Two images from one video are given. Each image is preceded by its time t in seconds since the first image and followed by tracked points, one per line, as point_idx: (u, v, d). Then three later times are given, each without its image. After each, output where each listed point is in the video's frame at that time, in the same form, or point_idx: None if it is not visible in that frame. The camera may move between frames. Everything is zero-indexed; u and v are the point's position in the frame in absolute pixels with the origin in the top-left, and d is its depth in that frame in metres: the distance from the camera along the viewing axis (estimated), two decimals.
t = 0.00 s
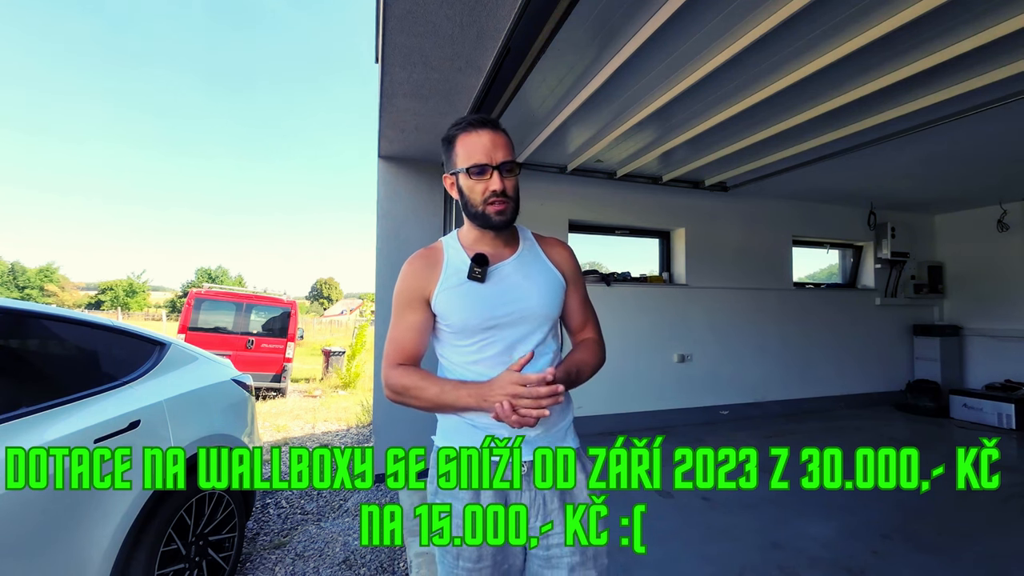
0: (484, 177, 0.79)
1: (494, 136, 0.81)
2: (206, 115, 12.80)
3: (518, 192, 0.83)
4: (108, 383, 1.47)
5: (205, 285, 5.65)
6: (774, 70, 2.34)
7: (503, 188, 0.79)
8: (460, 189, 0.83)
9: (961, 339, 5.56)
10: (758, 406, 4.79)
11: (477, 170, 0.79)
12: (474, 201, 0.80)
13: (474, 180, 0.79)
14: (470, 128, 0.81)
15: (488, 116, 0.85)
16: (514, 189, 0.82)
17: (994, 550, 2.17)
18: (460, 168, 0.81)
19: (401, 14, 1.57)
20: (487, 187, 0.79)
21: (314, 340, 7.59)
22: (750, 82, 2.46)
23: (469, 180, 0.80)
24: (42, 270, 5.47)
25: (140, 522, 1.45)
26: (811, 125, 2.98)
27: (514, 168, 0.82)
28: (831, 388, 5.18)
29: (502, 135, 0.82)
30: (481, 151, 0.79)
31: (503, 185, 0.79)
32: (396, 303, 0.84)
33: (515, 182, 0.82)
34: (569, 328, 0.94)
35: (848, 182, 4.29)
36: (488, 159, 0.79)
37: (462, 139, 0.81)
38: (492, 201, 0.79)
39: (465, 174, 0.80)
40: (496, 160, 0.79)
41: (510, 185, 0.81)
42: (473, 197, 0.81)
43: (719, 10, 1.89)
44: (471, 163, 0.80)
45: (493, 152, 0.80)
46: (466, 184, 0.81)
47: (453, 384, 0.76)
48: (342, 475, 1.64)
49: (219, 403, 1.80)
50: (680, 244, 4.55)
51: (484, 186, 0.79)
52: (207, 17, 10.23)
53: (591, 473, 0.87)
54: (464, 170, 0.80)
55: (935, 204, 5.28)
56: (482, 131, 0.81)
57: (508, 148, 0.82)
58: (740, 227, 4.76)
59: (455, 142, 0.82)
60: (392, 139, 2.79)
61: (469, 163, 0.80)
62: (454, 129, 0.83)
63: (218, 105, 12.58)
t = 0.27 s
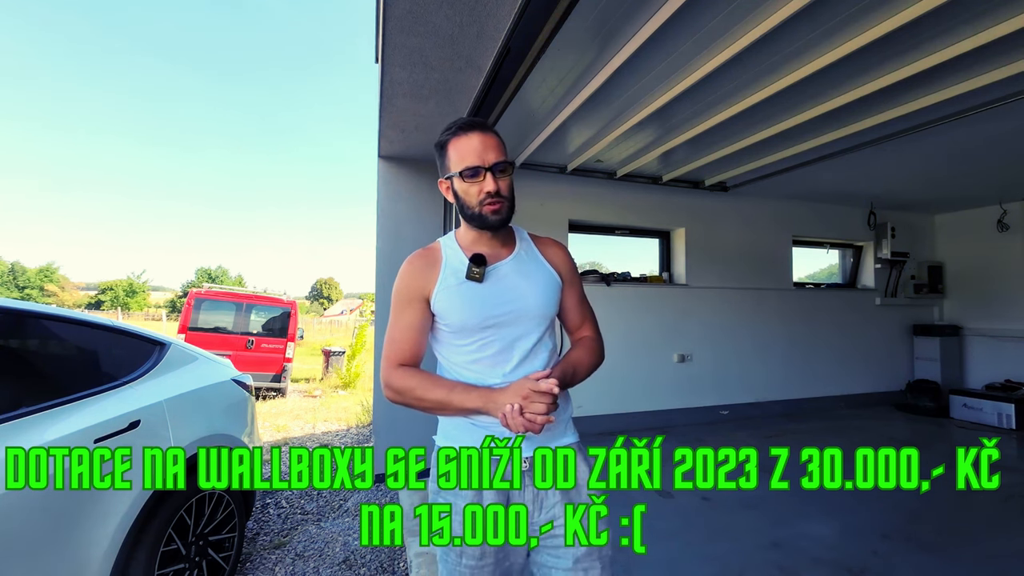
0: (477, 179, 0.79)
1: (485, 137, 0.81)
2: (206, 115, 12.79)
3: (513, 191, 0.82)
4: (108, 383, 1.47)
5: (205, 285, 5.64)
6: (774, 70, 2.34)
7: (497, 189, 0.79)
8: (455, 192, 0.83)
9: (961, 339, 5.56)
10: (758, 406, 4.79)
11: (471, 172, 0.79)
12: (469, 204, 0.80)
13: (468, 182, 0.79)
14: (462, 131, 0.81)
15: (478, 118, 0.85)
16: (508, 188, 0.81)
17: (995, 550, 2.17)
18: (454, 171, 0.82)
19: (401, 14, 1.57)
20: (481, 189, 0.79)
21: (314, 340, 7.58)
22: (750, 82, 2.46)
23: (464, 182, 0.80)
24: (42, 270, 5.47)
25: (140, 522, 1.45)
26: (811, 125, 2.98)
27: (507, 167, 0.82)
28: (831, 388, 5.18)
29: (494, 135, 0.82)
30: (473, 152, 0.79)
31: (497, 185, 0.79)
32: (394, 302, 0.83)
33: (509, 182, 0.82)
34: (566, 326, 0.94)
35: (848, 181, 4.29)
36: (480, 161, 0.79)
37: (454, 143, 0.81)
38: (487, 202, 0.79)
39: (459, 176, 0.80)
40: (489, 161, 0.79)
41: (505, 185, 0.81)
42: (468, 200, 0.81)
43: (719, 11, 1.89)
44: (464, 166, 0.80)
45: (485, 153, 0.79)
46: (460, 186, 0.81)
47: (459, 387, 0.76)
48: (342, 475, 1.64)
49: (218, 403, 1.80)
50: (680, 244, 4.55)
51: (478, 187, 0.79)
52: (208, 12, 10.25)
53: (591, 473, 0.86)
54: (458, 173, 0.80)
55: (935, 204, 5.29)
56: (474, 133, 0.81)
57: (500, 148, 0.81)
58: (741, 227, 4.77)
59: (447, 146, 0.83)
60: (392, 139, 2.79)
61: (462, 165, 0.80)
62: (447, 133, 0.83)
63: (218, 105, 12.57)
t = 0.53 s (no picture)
0: (473, 181, 0.79)
1: (482, 139, 0.80)
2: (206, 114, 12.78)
3: (511, 192, 0.82)
4: (107, 383, 1.47)
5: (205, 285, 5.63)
6: (774, 70, 2.34)
7: (494, 191, 0.79)
8: (453, 194, 0.84)
9: (961, 339, 5.56)
10: (758, 406, 4.79)
11: (467, 175, 0.79)
12: (465, 206, 0.80)
13: (465, 185, 0.80)
14: (458, 134, 0.81)
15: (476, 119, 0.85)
16: (506, 190, 0.81)
17: (994, 550, 2.17)
18: (451, 173, 0.82)
19: (401, 14, 1.57)
20: (478, 191, 0.79)
21: (314, 340, 7.57)
22: (749, 82, 2.46)
23: (461, 185, 0.80)
24: (42, 270, 5.47)
25: (140, 522, 1.45)
26: (811, 125, 2.98)
27: (505, 168, 0.82)
28: (831, 388, 5.19)
29: (490, 136, 0.81)
30: (469, 155, 0.79)
31: (494, 187, 0.79)
32: (395, 301, 0.84)
33: (507, 183, 0.81)
34: (570, 327, 0.93)
35: (848, 181, 4.29)
36: (477, 163, 0.79)
37: (451, 145, 0.81)
38: (484, 204, 0.79)
39: (457, 179, 0.81)
40: (485, 163, 0.79)
41: (502, 187, 0.80)
42: (465, 201, 0.81)
43: (719, 11, 1.89)
44: (462, 168, 0.80)
45: (481, 155, 0.79)
46: (458, 188, 0.81)
47: (457, 387, 0.76)
48: (342, 475, 1.64)
49: (219, 404, 1.80)
50: (679, 244, 4.55)
51: (475, 190, 0.79)
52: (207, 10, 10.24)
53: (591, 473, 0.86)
54: (456, 176, 0.81)
55: (935, 204, 5.28)
56: (471, 135, 0.81)
57: (498, 150, 0.81)
58: (741, 227, 4.77)
59: (445, 149, 0.83)
60: (392, 139, 2.80)
61: (459, 168, 0.80)
62: (444, 135, 0.83)
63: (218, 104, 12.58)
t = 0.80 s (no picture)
0: (470, 180, 0.79)
1: (479, 137, 0.80)
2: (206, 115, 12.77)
3: (510, 190, 0.81)
4: (108, 383, 1.47)
5: (205, 285, 5.62)
6: (774, 70, 2.34)
7: (489, 189, 0.78)
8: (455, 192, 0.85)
9: (961, 339, 5.57)
10: (758, 406, 4.79)
11: (464, 174, 0.80)
12: (463, 205, 0.81)
13: (463, 184, 0.80)
14: (458, 134, 0.82)
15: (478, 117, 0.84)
16: (504, 187, 0.80)
17: (994, 550, 2.17)
18: (451, 172, 0.83)
19: (401, 14, 1.57)
20: (474, 190, 0.79)
21: (314, 340, 7.57)
22: (749, 82, 2.46)
23: (460, 185, 0.81)
24: (42, 270, 5.47)
25: (140, 522, 1.45)
26: (810, 125, 2.98)
27: (504, 166, 0.81)
28: (831, 388, 5.19)
29: (489, 134, 0.81)
30: (465, 154, 0.79)
31: (490, 185, 0.79)
32: (403, 297, 0.86)
33: (506, 180, 0.80)
34: (580, 330, 0.91)
35: (848, 182, 4.30)
36: (472, 162, 0.79)
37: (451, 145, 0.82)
38: (480, 203, 0.79)
39: (456, 178, 0.82)
40: (481, 161, 0.79)
41: (499, 184, 0.79)
42: (464, 200, 0.82)
43: (718, 11, 1.89)
44: (459, 168, 0.81)
45: (477, 154, 0.79)
46: (458, 188, 0.82)
47: (454, 384, 0.76)
48: (342, 475, 1.65)
49: (219, 403, 1.80)
50: (679, 244, 4.55)
51: (470, 189, 0.79)
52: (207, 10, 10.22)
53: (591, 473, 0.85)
54: (454, 176, 0.82)
55: (935, 204, 5.29)
56: (468, 133, 0.81)
57: (495, 147, 0.80)
58: (740, 227, 4.77)
59: (447, 149, 0.84)
60: (392, 139, 2.80)
61: (457, 167, 0.81)
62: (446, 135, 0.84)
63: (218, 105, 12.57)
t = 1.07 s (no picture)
0: (483, 181, 0.79)
1: (494, 136, 0.79)
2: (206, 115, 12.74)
3: (524, 192, 0.79)
4: (108, 383, 1.47)
5: (205, 285, 5.62)
6: (774, 70, 2.34)
7: (501, 191, 0.78)
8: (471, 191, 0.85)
9: (961, 339, 5.56)
10: (758, 406, 4.79)
11: (477, 175, 0.79)
12: (476, 206, 0.81)
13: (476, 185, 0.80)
14: (475, 133, 0.81)
15: (498, 115, 0.83)
16: (517, 189, 0.79)
17: (993, 550, 2.18)
18: (467, 171, 0.83)
19: (401, 14, 1.57)
20: (486, 192, 0.79)
21: (314, 340, 7.57)
22: (749, 82, 2.46)
23: (474, 184, 0.81)
24: (42, 269, 5.48)
25: (140, 522, 1.45)
26: (810, 125, 2.98)
27: (519, 167, 0.79)
28: (831, 388, 5.19)
29: (505, 134, 0.79)
30: (479, 155, 0.79)
31: (502, 187, 0.78)
32: (419, 294, 0.89)
33: (520, 182, 0.79)
34: (594, 338, 0.86)
35: (848, 181, 4.29)
36: (486, 163, 0.78)
37: (468, 143, 0.82)
38: (492, 205, 0.79)
39: (471, 177, 0.81)
40: (494, 163, 0.78)
41: (513, 187, 0.78)
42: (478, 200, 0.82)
43: (718, 11, 1.89)
44: (474, 168, 0.80)
45: (491, 155, 0.78)
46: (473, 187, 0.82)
47: (454, 380, 0.77)
48: (342, 475, 1.65)
49: (219, 403, 1.80)
50: (679, 244, 4.55)
51: (483, 190, 0.79)
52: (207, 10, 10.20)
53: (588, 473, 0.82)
54: (470, 175, 0.82)
55: (935, 204, 5.28)
56: (483, 133, 0.80)
57: (510, 147, 0.79)
58: (740, 227, 4.77)
59: (465, 148, 0.84)
60: (392, 139, 2.80)
61: (472, 167, 0.81)
62: (464, 132, 0.83)
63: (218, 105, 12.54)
